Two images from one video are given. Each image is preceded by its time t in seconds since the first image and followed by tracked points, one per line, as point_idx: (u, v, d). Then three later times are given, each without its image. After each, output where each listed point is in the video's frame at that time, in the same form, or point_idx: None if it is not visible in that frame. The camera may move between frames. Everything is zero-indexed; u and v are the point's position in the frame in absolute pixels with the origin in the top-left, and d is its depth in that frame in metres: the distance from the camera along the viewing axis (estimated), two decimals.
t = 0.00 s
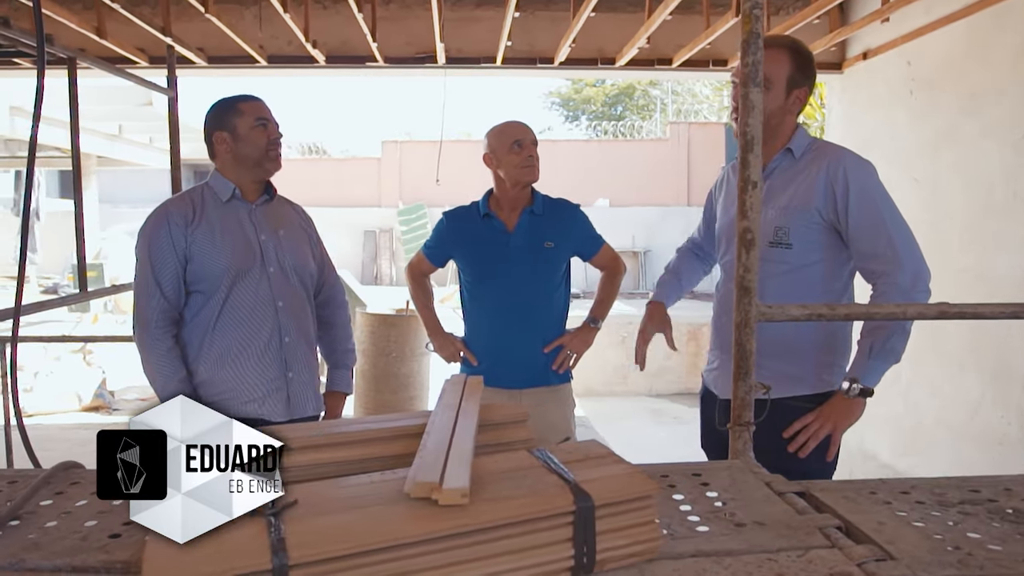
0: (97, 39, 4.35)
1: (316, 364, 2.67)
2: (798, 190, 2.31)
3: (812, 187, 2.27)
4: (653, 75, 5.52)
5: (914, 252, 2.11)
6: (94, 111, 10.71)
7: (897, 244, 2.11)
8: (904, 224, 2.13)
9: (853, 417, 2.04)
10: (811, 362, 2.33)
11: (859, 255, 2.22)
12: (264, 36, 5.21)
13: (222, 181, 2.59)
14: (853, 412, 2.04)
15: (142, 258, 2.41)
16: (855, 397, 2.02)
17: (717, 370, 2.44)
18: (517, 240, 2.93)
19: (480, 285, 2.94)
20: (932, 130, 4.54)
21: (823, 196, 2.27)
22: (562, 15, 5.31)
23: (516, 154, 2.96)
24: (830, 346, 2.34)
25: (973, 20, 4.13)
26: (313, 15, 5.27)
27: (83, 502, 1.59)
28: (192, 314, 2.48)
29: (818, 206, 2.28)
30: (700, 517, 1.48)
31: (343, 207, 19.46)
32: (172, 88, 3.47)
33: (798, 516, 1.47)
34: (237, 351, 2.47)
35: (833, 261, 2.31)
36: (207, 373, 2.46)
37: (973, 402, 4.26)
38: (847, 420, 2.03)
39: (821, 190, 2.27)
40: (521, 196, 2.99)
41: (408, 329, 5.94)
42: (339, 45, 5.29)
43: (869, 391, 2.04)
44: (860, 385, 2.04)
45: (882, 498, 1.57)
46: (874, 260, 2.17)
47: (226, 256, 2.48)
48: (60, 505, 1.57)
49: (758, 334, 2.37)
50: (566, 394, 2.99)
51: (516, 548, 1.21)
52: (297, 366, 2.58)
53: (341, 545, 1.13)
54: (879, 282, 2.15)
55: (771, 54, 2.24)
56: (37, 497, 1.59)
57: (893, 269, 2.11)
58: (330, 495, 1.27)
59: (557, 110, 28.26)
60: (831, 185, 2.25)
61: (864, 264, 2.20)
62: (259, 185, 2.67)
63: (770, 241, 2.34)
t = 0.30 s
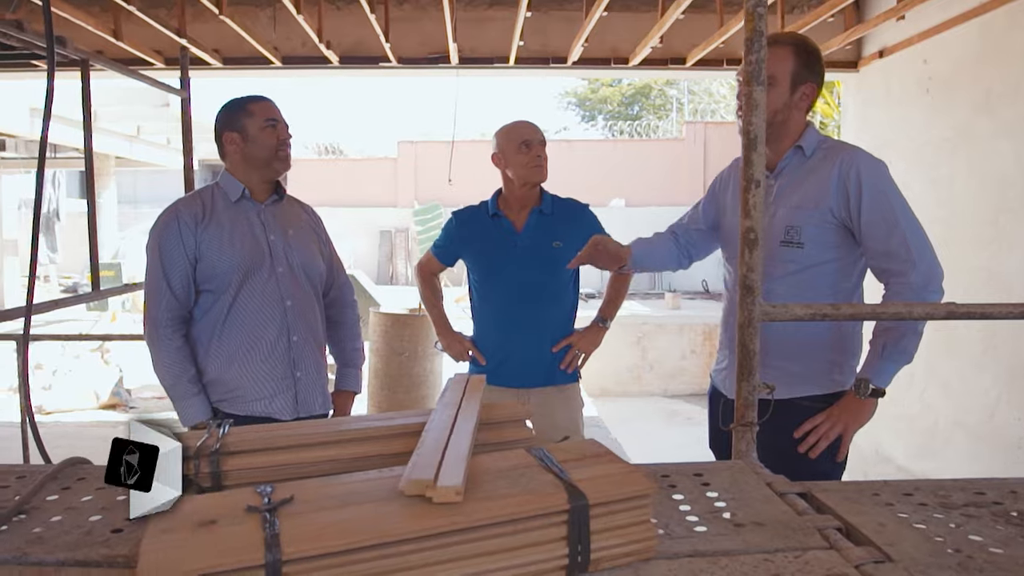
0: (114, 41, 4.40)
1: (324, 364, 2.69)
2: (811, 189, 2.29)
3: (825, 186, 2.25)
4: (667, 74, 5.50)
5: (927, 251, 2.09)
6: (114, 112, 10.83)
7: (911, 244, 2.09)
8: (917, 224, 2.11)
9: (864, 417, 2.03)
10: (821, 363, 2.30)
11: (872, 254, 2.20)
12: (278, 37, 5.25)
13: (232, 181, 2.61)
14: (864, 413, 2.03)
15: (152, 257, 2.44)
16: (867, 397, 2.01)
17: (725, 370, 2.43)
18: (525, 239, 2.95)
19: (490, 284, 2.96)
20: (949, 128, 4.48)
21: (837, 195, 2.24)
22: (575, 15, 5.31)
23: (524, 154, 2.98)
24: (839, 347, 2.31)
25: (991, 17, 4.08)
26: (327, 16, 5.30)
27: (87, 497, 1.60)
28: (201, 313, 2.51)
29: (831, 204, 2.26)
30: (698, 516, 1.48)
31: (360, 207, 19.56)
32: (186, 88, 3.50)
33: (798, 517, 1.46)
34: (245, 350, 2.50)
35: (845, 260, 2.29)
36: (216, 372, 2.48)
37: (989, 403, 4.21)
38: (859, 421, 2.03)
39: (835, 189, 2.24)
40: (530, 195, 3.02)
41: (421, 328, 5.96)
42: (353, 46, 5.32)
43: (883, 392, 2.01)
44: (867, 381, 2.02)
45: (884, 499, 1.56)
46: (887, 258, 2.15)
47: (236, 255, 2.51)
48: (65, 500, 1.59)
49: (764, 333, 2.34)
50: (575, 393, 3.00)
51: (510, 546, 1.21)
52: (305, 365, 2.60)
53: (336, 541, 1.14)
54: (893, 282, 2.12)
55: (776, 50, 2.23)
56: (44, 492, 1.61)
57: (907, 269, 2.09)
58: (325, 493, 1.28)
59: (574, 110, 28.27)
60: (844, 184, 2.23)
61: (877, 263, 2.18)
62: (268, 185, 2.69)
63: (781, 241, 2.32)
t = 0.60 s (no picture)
0: (131, 42, 4.44)
1: (333, 363, 2.70)
2: (823, 185, 2.27)
3: (837, 181, 2.23)
4: (682, 73, 5.48)
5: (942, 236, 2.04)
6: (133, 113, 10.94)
7: (926, 231, 2.04)
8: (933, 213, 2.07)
9: (852, 387, 1.98)
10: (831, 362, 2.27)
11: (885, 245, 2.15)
12: (293, 38, 5.29)
13: (242, 180, 2.63)
14: (849, 380, 1.98)
15: (164, 256, 2.46)
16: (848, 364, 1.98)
17: (733, 370, 2.41)
18: (534, 239, 2.95)
19: (500, 281, 2.97)
20: (968, 126, 4.42)
21: (850, 190, 2.22)
22: (588, 14, 5.30)
23: (531, 154, 2.98)
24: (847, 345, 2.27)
25: (1010, 13, 4.02)
26: (341, 17, 5.32)
27: (93, 493, 1.62)
28: (211, 312, 2.53)
29: (844, 200, 2.23)
30: (699, 516, 1.47)
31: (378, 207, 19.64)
32: (199, 89, 3.53)
33: (800, 518, 1.44)
34: (254, 348, 2.52)
35: (856, 254, 2.26)
36: (226, 370, 2.50)
37: (1007, 405, 4.16)
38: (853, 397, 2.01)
39: (848, 184, 2.22)
40: (539, 195, 3.01)
41: (434, 328, 5.97)
42: (367, 46, 5.34)
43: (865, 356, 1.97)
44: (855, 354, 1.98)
45: (888, 501, 1.54)
46: (901, 246, 2.11)
47: (246, 255, 2.53)
48: (71, 495, 1.61)
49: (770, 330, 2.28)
50: (584, 392, 3.00)
51: (506, 544, 1.21)
52: (314, 364, 2.61)
53: (331, 537, 1.14)
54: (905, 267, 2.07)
55: (789, 40, 2.24)
56: (50, 487, 1.63)
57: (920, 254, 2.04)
58: (323, 490, 1.28)
59: (591, 110, 28.24)
60: (857, 179, 2.21)
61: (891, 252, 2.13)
62: (279, 185, 2.71)
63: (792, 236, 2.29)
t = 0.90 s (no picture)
0: (147, 43, 4.49)
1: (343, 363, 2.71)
2: (824, 180, 2.24)
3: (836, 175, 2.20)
4: (696, 72, 5.46)
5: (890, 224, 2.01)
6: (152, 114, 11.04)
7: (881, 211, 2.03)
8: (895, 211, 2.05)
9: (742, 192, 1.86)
10: (836, 359, 2.24)
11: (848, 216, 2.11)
12: (307, 38, 5.32)
13: (254, 180, 2.64)
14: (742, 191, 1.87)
15: (176, 256, 2.49)
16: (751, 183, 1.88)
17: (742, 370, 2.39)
18: (544, 239, 2.94)
19: (508, 280, 2.97)
20: (985, 124, 4.37)
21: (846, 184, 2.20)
22: (601, 13, 5.29)
23: (543, 154, 2.98)
24: (855, 345, 2.24)
25: None
26: (355, 17, 5.35)
27: (100, 489, 1.63)
28: (222, 311, 2.55)
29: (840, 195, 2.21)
30: (702, 516, 1.46)
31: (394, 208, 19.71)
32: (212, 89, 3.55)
33: (804, 519, 1.43)
34: (264, 347, 2.53)
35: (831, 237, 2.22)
36: (236, 369, 2.52)
37: None
38: (718, 172, 1.88)
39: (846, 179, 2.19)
40: (549, 195, 3.01)
41: (447, 327, 5.98)
42: (380, 46, 5.36)
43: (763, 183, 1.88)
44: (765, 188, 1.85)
45: (895, 503, 1.52)
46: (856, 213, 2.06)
47: (256, 255, 2.54)
48: (79, 491, 1.62)
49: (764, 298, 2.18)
50: (594, 392, 3.00)
51: (505, 543, 1.21)
52: (323, 363, 2.62)
53: (329, 534, 1.14)
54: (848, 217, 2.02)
55: (809, 37, 2.24)
56: (57, 484, 1.65)
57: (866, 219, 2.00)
58: (323, 487, 1.28)
59: (608, 110, 28.19)
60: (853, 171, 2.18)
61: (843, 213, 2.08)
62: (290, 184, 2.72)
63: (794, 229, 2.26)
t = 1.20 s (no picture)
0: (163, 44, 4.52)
1: (355, 362, 2.72)
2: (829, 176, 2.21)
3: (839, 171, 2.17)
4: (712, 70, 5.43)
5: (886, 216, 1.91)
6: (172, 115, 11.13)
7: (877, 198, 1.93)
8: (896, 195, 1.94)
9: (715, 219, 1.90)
10: (843, 358, 2.21)
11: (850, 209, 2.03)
12: (322, 38, 5.35)
13: (265, 179, 2.65)
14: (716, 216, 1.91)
15: (188, 254, 2.50)
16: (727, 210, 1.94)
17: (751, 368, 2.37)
18: (555, 237, 2.93)
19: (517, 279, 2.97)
20: (1005, 122, 4.31)
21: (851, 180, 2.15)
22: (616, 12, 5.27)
23: (555, 152, 2.98)
24: (865, 344, 2.21)
25: None
26: (370, 17, 5.37)
27: (107, 485, 1.64)
28: (234, 309, 2.56)
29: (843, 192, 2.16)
30: (706, 516, 1.45)
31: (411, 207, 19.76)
32: (226, 88, 3.56)
33: (810, 520, 1.41)
34: (275, 346, 2.54)
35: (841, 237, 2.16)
36: (247, 367, 2.53)
37: None
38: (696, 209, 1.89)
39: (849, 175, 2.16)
40: (561, 194, 3.00)
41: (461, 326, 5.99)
42: (395, 46, 5.37)
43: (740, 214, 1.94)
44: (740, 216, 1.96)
45: (905, 504, 1.50)
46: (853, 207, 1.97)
47: (268, 253, 2.55)
48: (87, 486, 1.63)
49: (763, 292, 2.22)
50: (605, 391, 3.00)
51: (505, 542, 1.20)
52: (334, 362, 2.63)
53: (328, 530, 1.14)
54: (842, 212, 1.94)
55: (821, 35, 2.22)
56: (66, 479, 1.66)
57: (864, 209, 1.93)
58: (325, 484, 1.28)
59: (625, 109, 28.14)
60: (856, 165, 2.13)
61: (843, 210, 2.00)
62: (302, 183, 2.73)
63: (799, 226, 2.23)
